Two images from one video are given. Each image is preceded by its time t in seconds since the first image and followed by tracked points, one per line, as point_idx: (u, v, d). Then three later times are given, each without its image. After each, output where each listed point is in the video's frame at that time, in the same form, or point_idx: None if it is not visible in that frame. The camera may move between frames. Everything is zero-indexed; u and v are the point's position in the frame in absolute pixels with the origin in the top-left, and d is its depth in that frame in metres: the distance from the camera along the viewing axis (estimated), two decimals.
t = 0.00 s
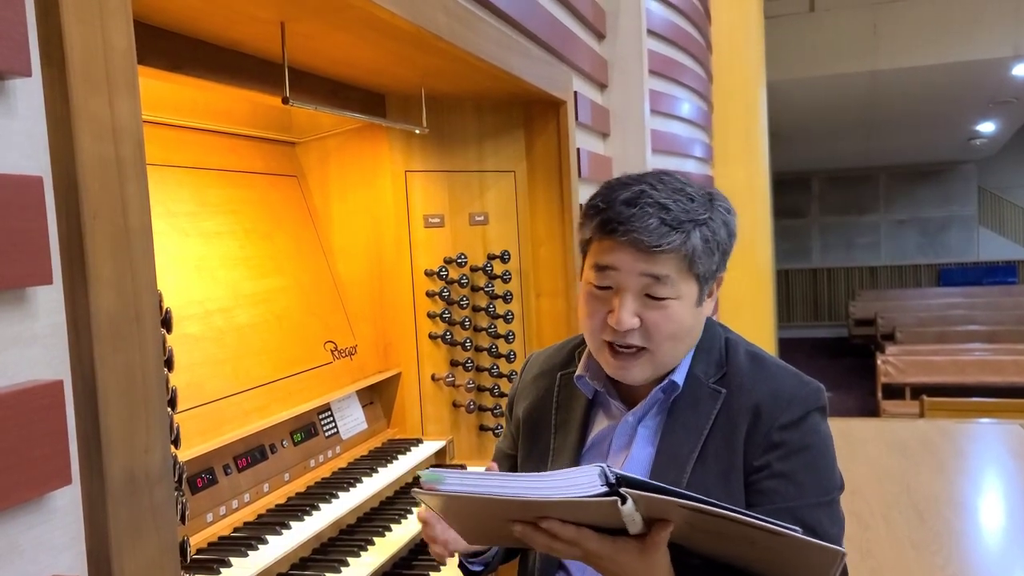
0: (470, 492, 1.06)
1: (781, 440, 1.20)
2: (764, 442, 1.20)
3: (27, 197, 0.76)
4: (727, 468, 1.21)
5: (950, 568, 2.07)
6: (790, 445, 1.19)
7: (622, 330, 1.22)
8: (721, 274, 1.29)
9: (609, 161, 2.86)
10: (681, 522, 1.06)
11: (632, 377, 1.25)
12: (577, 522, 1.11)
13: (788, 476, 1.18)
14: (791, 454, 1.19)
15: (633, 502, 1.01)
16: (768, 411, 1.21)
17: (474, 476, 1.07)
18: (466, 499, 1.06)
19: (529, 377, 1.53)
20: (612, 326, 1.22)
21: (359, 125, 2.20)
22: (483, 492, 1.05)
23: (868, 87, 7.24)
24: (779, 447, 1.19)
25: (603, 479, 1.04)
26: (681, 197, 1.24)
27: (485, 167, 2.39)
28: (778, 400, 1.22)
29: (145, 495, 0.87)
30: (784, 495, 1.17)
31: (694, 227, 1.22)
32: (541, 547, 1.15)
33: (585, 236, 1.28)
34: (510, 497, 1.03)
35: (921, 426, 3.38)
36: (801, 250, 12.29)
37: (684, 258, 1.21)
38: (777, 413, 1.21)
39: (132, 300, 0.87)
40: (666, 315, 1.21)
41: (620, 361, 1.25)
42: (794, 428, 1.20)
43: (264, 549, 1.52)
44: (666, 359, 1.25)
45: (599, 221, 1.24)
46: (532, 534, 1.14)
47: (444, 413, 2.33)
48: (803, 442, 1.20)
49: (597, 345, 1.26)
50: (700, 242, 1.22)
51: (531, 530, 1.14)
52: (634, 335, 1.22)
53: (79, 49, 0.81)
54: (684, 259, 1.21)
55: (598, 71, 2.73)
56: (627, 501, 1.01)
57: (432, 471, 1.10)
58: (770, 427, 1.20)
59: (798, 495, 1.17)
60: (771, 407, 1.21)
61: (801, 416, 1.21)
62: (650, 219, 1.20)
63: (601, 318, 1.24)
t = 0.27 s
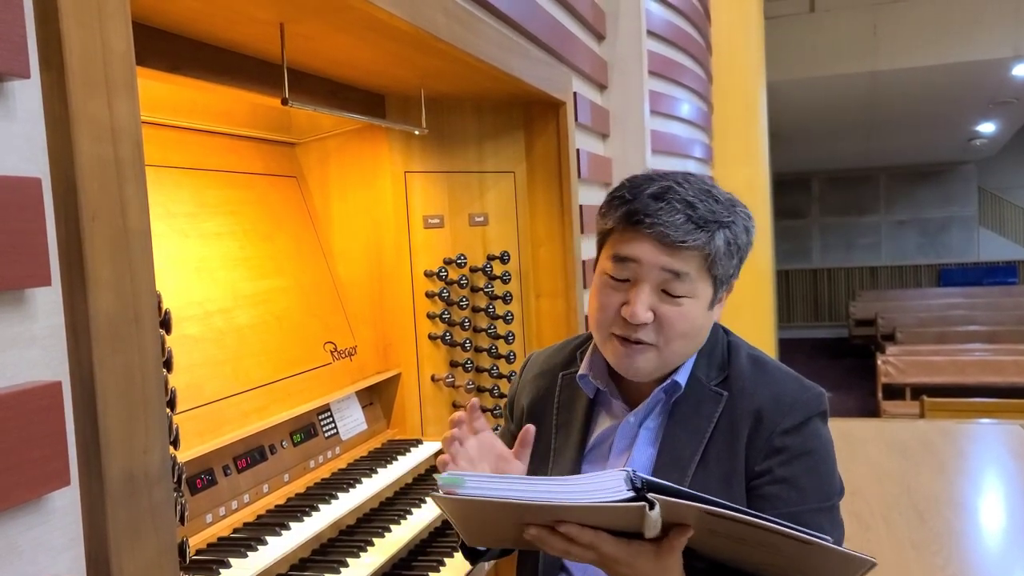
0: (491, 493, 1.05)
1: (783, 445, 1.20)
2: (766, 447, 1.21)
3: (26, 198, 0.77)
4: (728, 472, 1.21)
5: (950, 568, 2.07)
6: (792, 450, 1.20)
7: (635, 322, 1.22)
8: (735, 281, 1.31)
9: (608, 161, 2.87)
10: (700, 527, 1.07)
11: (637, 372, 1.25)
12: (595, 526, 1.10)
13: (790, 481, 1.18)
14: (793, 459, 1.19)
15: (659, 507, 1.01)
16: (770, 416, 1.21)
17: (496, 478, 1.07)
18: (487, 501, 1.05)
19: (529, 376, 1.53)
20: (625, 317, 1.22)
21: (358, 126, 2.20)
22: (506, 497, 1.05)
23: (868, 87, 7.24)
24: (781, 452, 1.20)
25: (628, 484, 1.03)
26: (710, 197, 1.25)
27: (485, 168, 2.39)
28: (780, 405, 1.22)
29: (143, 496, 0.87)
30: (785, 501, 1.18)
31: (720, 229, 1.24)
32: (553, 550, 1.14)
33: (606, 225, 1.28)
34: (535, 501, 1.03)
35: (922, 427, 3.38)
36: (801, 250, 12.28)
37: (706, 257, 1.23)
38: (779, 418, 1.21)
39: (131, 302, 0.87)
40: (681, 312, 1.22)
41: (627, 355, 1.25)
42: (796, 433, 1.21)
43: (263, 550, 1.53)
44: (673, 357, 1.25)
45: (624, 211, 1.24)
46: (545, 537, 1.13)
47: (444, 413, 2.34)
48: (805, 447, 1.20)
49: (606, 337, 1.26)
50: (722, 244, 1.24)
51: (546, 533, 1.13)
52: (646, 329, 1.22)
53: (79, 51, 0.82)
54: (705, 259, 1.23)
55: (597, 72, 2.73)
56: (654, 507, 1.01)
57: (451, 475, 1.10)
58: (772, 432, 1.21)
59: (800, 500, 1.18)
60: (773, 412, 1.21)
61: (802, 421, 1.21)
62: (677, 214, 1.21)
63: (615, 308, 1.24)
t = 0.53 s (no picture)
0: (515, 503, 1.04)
1: (789, 450, 1.20)
2: (773, 452, 1.21)
3: (26, 199, 0.77)
4: (733, 476, 1.22)
5: (950, 570, 2.07)
6: (798, 455, 1.20)
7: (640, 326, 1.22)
8: (740, 286, 1.31)
9: (608, 163, 2.87)
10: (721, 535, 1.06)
11: (641, 375, 1.25)
12: (616, 531, 1.09)
13: (797, 486, 1.18)
14: (799, 464, 1.20)
15: (687, 515, 0.99)
16: (776, 421, 1.21)
17: (520, 485, 1.06)
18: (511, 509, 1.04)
19: (530, 378, 1.53)
20: (631, 321, 1.22)
21: (358, 127, 2.21)
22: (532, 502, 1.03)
23: (868, 88, 7.24)
24: (788, 457, 1.20)
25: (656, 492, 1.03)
26: (718, 203, 1.26)
27: (485, 169, 2.39)
28: (786, 409, 1.22)
29: (143, 497, 0.87)
30: (792, 506, 1.18)
31: (727, 234, 1.24)
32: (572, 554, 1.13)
33: (612, 228, 1.28)
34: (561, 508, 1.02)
35: (922, 428, 3.38)
36: (801, 251, 12.28)
37: (713, 262, 1.23)
38: (785, 423, 1.21)
39: (131, 303, 0.87)
40: (687, 316, 1.22)
41: (631, 358, 1.24)
42: (801, 438, 1.21)
43: (263, 551, 1.53)
44: (678, 362, 1.25)
45: (632, 214, 1.24)
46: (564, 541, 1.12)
47: (444, 415, 2.34)
48: (811, 452, 1.20)
49: (610, 340, 1.26)
50: (730, 249, 1.24)
51: (567, 537, 1.12)
52: (651, 333, 1.22)
53: (79, 53, 0.82)
54: (712, 264, 1.23)
55: (597, 73, 2.73)
56: (682, 515, 0.99)
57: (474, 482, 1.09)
58: (778, 437, 1.21)
59: (805, 505, 1.18)
60: (779, 417, 1.22)
61: (808, 425, 1.22)
62: (686, 218, 1.21)
63: (621, 312, 1.24)
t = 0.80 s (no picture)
0: (545, 529, 1.05)
1: (798, 454, 1.22)
2: (782, 455, 1.22)
3: (25, 199, 0.77)
4: (742, 480, 1.22)
5: (950, 570, 2.07)
6: (808, 458, 1.22)
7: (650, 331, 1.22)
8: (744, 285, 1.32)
9: (608, 163, 2.87)
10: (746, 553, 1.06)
11: (651, 379, 1.26)
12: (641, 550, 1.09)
13: (806, 489, 1.20)
14: (808, 467, 1.22)
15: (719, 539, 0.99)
16: (785, 424, 1.23)
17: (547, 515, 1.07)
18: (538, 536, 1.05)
19: (531, 377, 1.52)
20: (641, 326, 1.22)
21: (358, 128, 2.20)
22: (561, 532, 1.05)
23: (868, 89, 7.24)
24: (797, 460, 1.22)
25: (685, 516, 1.05)
26: (722, 204, 1.26)
27: (485, 169, 2.39)
28: (795, 413, 1.24)
29: (143, 497, 0.87)
30: (802, 509, 1.20)
31: (733, 235, 1.24)
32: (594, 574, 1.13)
33: (616, 232, 1.28)
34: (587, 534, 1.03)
35: (922, 429, 3.38)
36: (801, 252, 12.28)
37: (720, 263, 1.24)
38: (794, 427, 1.23)
39: (131, 304, 0.87)
40: (696, 319, 1.23)
41: (641, 363, 1.25)
42: (810, 441, 1.23)
43: (263, 551, 1.52)
44: (687, 364, 1.25)
45: (637, 219, 1.23)
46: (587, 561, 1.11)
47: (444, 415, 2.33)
48: (820, 456, 1.22)
49: (619, 345, 1.26)
50: (736, 249, 1.25)
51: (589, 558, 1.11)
52: (662, 338, 1.22)
53: (79, 53, 0.82)
54: (720, 265, 1.23)
55: (597, 74, 2.73)
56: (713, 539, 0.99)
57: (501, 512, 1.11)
58: (787, 441, 1.22)
59: (815, 508, 1.20)
60: (787, 421, 1.23)
61: (815, 429, 1.24)
62: (692, 221, 1.21)
63: (629, 317, 1.24)
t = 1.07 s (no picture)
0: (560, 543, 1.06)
1: (803, 455, 1.22)
2: (787, 457, 1.22)
3: (25, 199, 0.76)
4: (746, 481, 1.22)
5: (950, 571, 2.07)
6: (812, 459, 1.22)
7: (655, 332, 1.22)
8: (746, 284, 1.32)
9: (609, 163, 2.87)
10: (761, 559, 1.05)
11: (656, 381, 1.25)
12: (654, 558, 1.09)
13: (811, 491, 1.21)
14: (813, 469, 1.22)
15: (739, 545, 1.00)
16: (789, 426, 1.23)
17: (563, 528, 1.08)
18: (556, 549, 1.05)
19: (532, 378, 1.52)
20: (645, 326, 1.22)
21: (358, 127, 2.20)
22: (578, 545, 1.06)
23: (868, 89, 7.24)
24: (801, 461, 1.22)
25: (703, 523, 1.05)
26: (725, 202, 1.26)
27: (485, 170, 2.39)
28: (798, 414, 1.24)
29: (143, 497, 0.87)
30: (807, 510, 1.20)
31: (737, 234, 1.24)
32: None
33: (619, 232, 1.27)
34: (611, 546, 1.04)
35: (922, 429, 3.38)
36: (801, 252, 12.28)
37: (724, 262, 1.24)
38: (798, 428, 1.23)
39: (131, 304, 0.87)
40: (701, 319, 1.23)
41: (646, 364, 1.25)
42: (814, 443, 1.23)
43: (263, 551, 1.52)
44: (692, 366, 1.25)
45: (641, 218, 1.23)
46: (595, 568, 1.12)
47: (444, 416, 2.33)
48: (824, 457, 1.22)
49: (623, 347, 1.26)
50: (740, 248, 1.25)
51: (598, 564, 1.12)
52: (666, 338, 1.22)
53: (80, 52, 0.82)
54: (724, 264, 1.24)
55: (597, 74, 2.73)
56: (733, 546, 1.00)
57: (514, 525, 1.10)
58: (792, 442, 1.22)
59: (820, 509, 1.20)
60: (791, 423, 1.23)
61: (819, 430, 1.24)
62: (696, 220, 1.21)
63: (633, 317, 1.24)
